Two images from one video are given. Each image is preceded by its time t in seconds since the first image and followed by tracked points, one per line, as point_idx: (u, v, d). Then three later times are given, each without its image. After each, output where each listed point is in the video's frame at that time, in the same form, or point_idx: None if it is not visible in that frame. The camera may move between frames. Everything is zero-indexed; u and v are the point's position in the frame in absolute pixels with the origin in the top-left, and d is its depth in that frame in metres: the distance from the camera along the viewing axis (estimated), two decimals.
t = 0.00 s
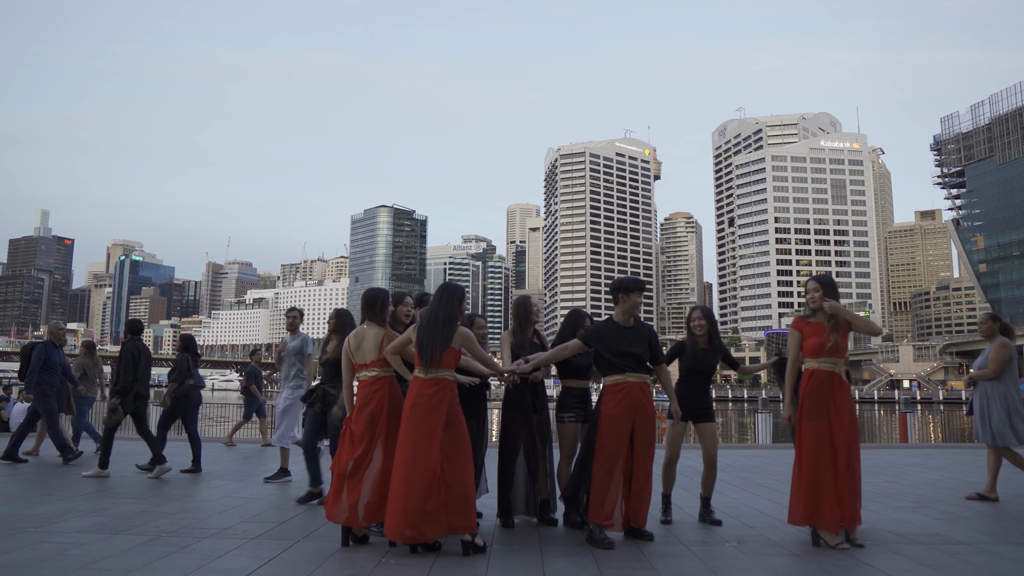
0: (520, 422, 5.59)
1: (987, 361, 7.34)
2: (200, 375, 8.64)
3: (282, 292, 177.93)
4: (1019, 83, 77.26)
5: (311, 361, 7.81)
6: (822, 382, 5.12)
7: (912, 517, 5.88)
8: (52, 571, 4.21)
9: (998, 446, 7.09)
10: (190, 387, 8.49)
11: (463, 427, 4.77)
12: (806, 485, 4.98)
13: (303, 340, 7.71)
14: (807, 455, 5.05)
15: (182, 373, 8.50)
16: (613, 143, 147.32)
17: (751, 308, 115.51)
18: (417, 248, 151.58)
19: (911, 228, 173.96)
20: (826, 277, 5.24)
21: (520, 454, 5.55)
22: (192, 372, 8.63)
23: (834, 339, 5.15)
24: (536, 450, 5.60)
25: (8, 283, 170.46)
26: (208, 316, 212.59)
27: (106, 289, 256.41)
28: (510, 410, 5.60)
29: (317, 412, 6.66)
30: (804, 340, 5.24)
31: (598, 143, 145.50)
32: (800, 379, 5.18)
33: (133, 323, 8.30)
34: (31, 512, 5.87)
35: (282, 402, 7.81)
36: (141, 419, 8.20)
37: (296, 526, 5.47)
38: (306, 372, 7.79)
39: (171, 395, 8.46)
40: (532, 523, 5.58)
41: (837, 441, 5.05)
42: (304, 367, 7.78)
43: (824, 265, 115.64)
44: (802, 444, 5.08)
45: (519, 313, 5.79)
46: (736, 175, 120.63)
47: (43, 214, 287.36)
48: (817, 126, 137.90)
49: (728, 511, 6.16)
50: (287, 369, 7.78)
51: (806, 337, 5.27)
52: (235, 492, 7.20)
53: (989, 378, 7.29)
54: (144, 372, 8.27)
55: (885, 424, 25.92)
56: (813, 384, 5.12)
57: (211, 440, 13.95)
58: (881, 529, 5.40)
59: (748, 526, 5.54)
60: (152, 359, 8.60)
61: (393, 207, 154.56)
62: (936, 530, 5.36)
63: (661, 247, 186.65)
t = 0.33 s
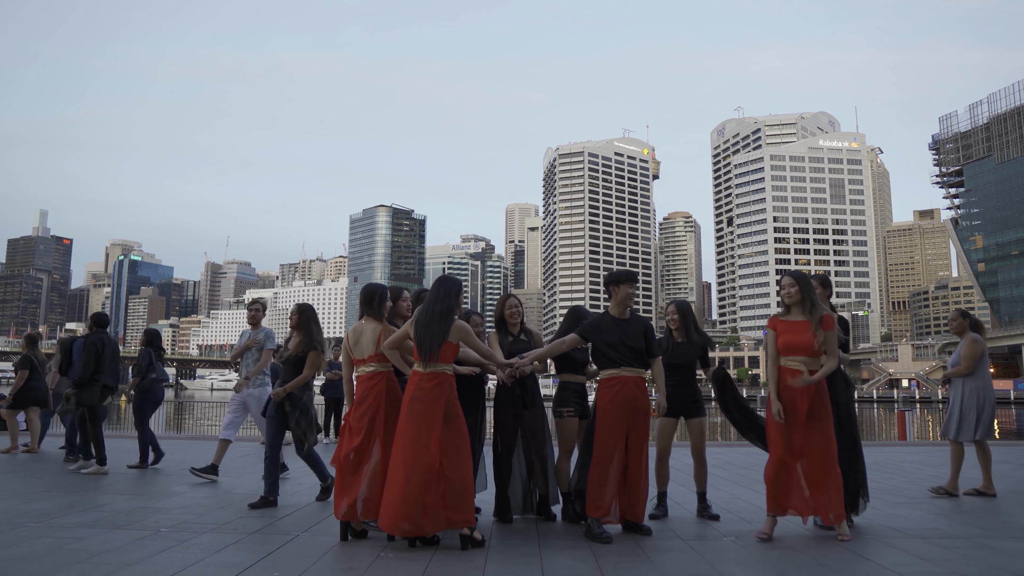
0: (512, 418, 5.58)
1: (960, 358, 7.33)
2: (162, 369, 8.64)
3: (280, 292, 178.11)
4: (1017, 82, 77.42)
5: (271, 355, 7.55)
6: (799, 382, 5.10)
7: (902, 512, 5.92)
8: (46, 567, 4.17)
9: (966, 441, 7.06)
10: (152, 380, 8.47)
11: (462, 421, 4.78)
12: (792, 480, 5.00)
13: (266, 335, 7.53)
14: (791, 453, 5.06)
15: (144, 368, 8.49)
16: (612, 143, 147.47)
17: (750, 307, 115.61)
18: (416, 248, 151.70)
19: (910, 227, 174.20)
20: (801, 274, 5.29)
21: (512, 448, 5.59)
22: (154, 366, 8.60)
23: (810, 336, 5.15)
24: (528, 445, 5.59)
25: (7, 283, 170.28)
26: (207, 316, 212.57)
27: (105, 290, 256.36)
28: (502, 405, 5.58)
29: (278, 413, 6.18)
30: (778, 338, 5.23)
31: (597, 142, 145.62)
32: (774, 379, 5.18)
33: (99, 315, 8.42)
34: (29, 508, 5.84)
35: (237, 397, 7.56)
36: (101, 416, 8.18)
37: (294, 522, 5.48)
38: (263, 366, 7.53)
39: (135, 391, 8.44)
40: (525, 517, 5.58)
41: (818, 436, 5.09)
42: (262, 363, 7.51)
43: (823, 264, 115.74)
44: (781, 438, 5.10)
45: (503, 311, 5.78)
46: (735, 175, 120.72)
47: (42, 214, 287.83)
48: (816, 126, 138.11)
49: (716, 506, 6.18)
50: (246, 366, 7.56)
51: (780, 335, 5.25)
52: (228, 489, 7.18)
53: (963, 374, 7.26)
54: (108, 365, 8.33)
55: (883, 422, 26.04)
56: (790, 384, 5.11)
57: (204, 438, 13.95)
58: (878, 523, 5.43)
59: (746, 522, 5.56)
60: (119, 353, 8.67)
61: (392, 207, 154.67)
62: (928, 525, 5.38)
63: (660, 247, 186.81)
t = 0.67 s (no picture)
0: (502, 415, 5.58)
1: (924, 360, 7.34)
2: (127, 370, 8.57)
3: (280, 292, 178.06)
4: (1017, 82, 77.49)
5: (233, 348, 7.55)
6: (750, 378, 5.07)
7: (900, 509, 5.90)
8: (42, 564, 4.16)
9: (930, 440, 7.08)
10: (117, 382, 8.44)
11: (459, 417, 4.79)
12: (774, 479, 4.93)
13: (223, 327, 7.55)
14: (770, 453, 4.96)
15: (109, 369, 8.45)
16: (611, 143, 147.50)
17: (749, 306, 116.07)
18: (415, 247, 151.57)
19: (909, 227, 174.31)
20: (754, 270, 5.28)
21: (507, 445, 5.60)
22: (120, 367, 8.55)
23: (770, 331, 5.15)
24: (521, 440, 5.57)
25: (6, 283, 170.19)
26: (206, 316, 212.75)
27: (105, 290, 256.30)
28: (494, 403, 5.60)
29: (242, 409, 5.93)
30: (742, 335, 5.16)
31: (597, 142, 145.51)
32: (737, 375, 5.14)
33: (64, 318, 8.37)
34: (30, 505, 5.86)
35: (189, 393, 7.38)
36: (62, 414, 8.17)
37: (294, 519, 5.47)
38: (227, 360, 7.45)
39: (102, 390, 8.41)
40: (520, 517, 5.55)
41: (781, 430, 5.03)
42: (224, 353, 7.52)
43: (823, 264, 116.01)
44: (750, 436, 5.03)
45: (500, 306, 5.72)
46: (735, 175, 120.88)
47: (41, 213, 287.97)
48: (815, 126, 138.40)
49: (700, 506, 6.19)
50: (199, 360, 7.43)
51: (734, 331, 5.23)
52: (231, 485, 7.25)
53: (926, 375, 7.28)
54: (72, 366, 8.31)
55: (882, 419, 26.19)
56: (756, 379, 5.07)
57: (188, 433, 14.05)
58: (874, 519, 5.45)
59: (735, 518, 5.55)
60: (83, 353, 8.61)
61: (392, 207, 154.58)
62: (915, 523, 5.36)
63: (659, 246, 187.02)
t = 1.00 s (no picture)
0: (499, 414, 5.59)
1: (897, 357, 7.38)
2: (92, 368, 8.50)
3: (278, 292, 178.10)
4: (1016, 81, 77.47)
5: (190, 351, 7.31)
6: (699, 377, 4.86)
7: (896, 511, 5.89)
8: (41, 562, 4.17)
9: (901, 439, 7.19)
10: (81, 380, 8.36)
11: (455, 417, 4.77)
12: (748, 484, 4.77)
13: (177, 328, 7.17)
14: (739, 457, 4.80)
15: (73, 366, 8.38)
16: (610, 142, 147.69)
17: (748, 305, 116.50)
18: (414, 247, 151.46)
19: (908, 227, 174.51)
20: (709, 272, 5.03)
21: (504, 444, 5.60)
22: (86, 364, 8.47)
23: (715, 331, 4.90)
24: (522, 442, 5.59)
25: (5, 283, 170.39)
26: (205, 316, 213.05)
27: (104, 290, 256.60)
28: (494, 402, 5.59)
29: (202, 409, 5.63)
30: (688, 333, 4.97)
31: (596, 142, 145.73)
32: (686, 375, 4.94)
33: (26, 315, 8.34)
34: (30, 505, 5.88)
35: (145, 400, 7.17)
36: (31, 408, 8.23)
37: (292, 518, 5.50)
38: (185, 358, 7.27)
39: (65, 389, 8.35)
40: (519, 517, 5.51)
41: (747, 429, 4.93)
42: (177, 355, 7.20)
43: (822, 264, 116.15)
44: (698, 441, 4.76)
45: (502, 303, 5.68)
46: (734, 175, 121.01)
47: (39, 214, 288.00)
48: (814, 125, 138.71)
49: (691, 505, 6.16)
50: (154, 358, 7.17)
51: (687, 332, 5.06)
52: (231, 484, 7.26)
53: (900, 373, 7.32)
54: (36, 363, 8.28)
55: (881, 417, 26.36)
56: (698, 379, 4.88)
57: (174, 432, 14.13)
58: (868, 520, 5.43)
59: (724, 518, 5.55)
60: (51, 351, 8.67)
61: (391, 207, 154.61)
62: (900, 522, 5.34)
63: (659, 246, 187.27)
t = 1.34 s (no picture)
0: (497, 419, 5.54)
1: (866, 363, 7.34)
2: (59, 368, 8.43)
3: (278, 292, 178.11)
4: (1015, 81, 77.59)
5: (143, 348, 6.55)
6: (647, 390, 4.63)
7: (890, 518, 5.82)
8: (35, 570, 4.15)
9: (872, 444, 7.18)
10: (45, 381, 8.29)
11: (451, 421, 4.74)
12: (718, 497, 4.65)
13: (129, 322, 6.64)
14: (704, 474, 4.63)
15: (38, 369, 8.28)
16: (610, 142, 147.70)
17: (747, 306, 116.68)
18: (414, 247, 151.41)
19: (907, 227, 174.55)
20: (652, 281, 4.75)
21: (500, 451, 5.54)
22: (49, 365, 8.38)
23: (656, 343, 4.67)
24: (521, 447, 5.56)
25: (4, 283, 170.50)
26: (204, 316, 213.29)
27: (103, 290, 257.14)
28: (492, 406, 5.54)
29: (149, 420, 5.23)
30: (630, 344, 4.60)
31: (596, 142, 145.83)
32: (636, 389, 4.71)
33: None
34: (25, 510, 5.86)
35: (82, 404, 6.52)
36: None
37: (287, 524, 5.48)
38: (124, 353, 6.54)
39: (29, 391, 8.27)
40: (515, 522, 5.47)
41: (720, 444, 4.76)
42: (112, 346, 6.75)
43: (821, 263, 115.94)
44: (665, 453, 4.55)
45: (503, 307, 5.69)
46: (733, 175, 121.07)
47: (38, 215, 288.10)
48: (813, 125, 138.88)
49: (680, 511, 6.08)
50: (104, 364, 6.57)
51: (630, 343, 4.82)
52: (223, 489, 7.25)
53: (869, 379, 7.30)
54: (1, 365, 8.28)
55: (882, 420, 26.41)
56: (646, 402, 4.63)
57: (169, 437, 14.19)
58: (875, 527, 5.41)
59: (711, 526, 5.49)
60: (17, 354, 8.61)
61: (390, 207, 154.70)
62: (888, 530, 5.29)
63: (658, 246, 187.43)
